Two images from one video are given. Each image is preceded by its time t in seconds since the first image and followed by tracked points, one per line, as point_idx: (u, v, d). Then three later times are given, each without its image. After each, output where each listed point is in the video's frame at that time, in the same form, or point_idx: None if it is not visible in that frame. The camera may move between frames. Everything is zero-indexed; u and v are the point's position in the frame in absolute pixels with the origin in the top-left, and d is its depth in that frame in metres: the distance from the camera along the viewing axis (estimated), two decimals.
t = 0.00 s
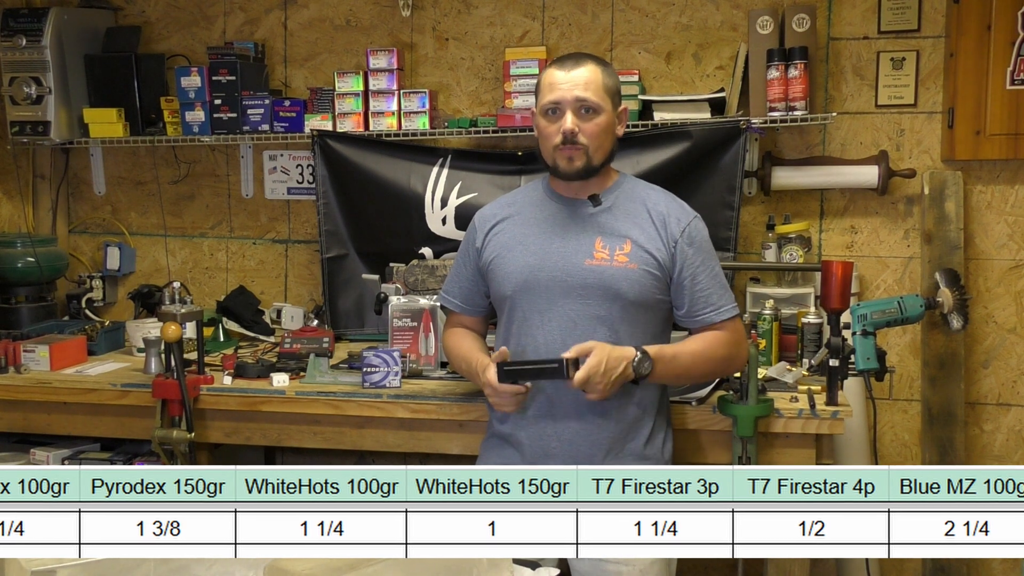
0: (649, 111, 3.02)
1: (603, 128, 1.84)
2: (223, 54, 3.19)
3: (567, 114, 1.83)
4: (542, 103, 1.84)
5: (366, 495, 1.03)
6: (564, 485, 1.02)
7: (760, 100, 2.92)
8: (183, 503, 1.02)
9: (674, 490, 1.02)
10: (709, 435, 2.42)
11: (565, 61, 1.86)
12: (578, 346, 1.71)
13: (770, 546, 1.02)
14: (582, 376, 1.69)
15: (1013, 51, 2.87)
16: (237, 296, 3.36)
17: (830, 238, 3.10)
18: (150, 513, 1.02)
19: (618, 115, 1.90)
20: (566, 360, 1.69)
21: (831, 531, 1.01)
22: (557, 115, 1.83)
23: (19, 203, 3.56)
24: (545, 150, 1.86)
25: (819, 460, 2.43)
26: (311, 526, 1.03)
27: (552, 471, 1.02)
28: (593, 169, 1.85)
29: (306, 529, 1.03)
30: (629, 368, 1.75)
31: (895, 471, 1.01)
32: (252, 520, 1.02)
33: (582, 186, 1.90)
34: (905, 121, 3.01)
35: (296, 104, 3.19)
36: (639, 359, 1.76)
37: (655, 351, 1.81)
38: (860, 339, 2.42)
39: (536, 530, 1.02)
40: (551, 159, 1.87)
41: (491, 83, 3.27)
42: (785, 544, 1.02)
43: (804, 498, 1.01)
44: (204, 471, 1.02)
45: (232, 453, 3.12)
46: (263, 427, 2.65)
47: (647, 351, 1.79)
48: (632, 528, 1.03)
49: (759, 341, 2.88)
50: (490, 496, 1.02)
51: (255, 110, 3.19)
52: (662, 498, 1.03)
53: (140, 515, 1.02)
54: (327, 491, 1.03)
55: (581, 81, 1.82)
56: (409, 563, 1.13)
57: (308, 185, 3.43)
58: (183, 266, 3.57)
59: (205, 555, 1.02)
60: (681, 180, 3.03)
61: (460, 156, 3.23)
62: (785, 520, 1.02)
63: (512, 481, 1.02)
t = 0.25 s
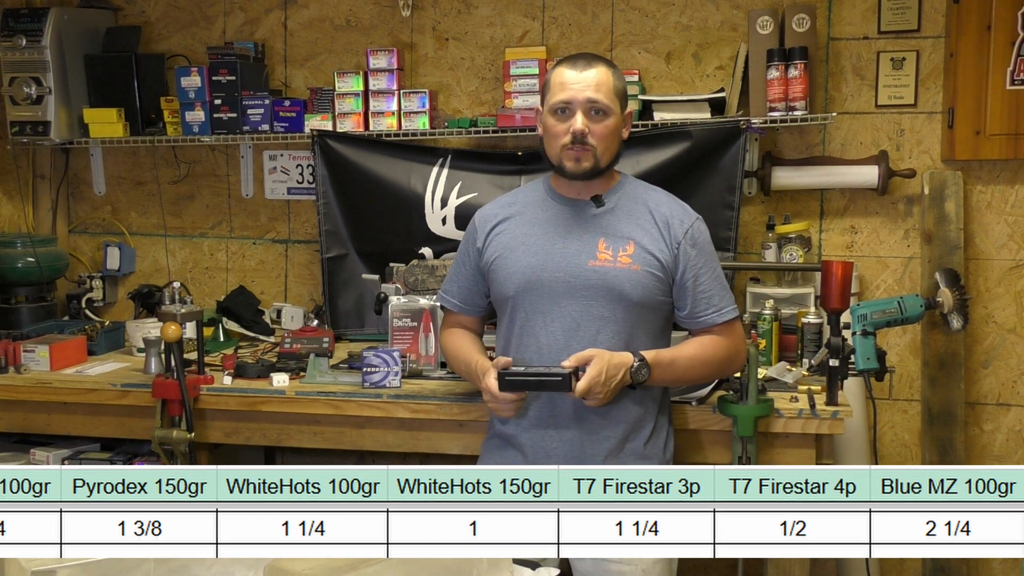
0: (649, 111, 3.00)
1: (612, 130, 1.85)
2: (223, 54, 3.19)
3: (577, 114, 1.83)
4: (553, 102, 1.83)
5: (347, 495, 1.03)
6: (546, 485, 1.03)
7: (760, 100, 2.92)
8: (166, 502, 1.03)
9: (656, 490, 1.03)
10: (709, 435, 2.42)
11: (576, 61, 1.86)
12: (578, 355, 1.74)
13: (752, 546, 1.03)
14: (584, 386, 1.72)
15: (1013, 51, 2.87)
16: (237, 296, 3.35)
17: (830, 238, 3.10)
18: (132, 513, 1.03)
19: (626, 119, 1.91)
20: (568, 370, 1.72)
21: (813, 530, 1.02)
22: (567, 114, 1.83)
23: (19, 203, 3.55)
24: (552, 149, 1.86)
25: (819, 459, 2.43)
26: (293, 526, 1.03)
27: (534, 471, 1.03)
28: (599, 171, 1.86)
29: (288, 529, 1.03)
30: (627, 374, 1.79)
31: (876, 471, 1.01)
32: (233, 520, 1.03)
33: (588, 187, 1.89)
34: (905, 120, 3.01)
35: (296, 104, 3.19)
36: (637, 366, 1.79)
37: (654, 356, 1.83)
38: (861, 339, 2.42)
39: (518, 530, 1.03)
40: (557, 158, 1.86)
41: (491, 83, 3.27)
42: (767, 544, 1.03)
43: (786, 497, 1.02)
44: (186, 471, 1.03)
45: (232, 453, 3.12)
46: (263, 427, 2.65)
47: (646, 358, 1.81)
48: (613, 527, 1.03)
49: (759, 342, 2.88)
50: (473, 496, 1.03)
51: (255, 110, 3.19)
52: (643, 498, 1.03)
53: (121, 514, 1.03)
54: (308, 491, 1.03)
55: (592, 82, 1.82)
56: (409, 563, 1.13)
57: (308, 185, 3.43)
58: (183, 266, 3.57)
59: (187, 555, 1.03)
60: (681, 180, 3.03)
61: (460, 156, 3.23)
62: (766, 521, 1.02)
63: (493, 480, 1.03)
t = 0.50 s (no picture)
0: (649, 111, 3.00)
1: (613, 129, 1.85)
2: (223, 54, 3.19)
3: (578, 113, 1.83)
4: (554, 101, 1.84)
5: (329, 494, 1.03)
6: (527, 484, 1.03)
7: (760, 100, 2.92)
8: (147, 502, 1.02)
9: (638, 490, 1.03)
10: (709, 435, 2.42)
11: (577, 60, 1.87)
12: (579, 355, 1.74)
13: (732, 546, 1.03)
14: (586, 383, 1.71)
15: (1013, 51, 2.87)
16: (237, 295, 3.35)
17: (831, 238, 3.10)
18: (113, 513, 1.02)
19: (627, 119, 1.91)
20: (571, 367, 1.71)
21: (794, 530, 1.02)
22: (568, 113, 1.84)
23: (19, 203, 3.56)
24: (553, 147, 1.86)
25: (819, 459, 2.43)
26: (274, 526, 1.02)
27: (515, 471, 1.03)
28: (601, 169, 1.86)
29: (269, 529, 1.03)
30: (632, 372, 1.78)
31: (858, 472, 1.01)
32: (215, 520, 1.02)
33: (589, 186, 1.89)
34: (905, 120, 3.01)
35: (296, 104, 3.19)
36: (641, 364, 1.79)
37: (656, 354, 1.82)
38: (861, 339, 2.42)
39: (499, 530, 1.02)
40: (558, 156, 1.86)
41: (491, 83, 3.27)
42: (748, 544, 1.03)
43: (768, 497, 1.02)
44: (167, 471, 1.02)
45: (231, 453, 3.12)
46: (263, 427, 2.65)
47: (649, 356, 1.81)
48: (595, 527, 1.03)
49: (759, 342, 2.88)
50: (454, 495, 1.03)
51: (255, 110, 3.19)
52: (624, 498, 1.03)
53: (103, 514, 1.02)
54: (289, 491, 1.03)
55: (593, 80, 1.83)
56: (409, 563, 1.14)
57: (308, 185, 3.43)
58: (183, 266, 3.57)
59: (168, 554, 1.03)
60: (682, 180, 3.03)
61: (460, 156, 3.23)
62: (747, 521, 1.02)
63: (474, 480, 1.02)
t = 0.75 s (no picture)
0: (649, 111, 3.01)
1: (607, 130, 1.84)
2: (223, 54, 3.19)
3: (572, 114, 1.83)
4: (548, 102, 1.84)
5: (310, 494, 1.02)
6: (508, 484, 1.02)
7: (760, 100, 2.92)
8: (128, 502, 1.02)
9: (618, 490, 1.03)
10: (709, 435, 2.42)
11: (572, 61, 1.86)
12: (578, 357, 1.74)
13: (713, 546, 1.02)
14: (586, 386, 1.71)
15: (1013, 51, 2.87)
16: (237, 295, 3.35)
17: (831, 238, 3.10)
18: (95, 513, 1.02)
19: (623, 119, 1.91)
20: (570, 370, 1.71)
21: (776, 530, 1.02)
22: (563, 115, 1.83)
23: (19, 203, 3.56)
24: (549, 149, 1.86)
25: (819, 459, 2.43)
26: (255, 526, 1.02)
27: (496, 471, 1.02)
28: (596, 170, 1.86)
29: (250, 529, 1.02)
30: (633, 372, 1.78)
31: (839, 472, 1.01)
32: (195, 520, 1.02)
33: (587, 188, 1.89)
34: (905, 121, 3.01)
35: (296, 104, 3.19)
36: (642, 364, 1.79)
37: (657, 354, 1.82)
38: (861, 339, 2.42)
39: (480, 530, 1.02)
40: (554, 157, 1.86)
41: (491, 83, 3.27)
42: (730, 544, 1.02)
43: (749, 497, 1.02)
44: (149, 471, 1.02)
45: (231, 453, 3.12)
46: (263, 427, 2.65)
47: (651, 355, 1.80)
48: (576, 527, 1.03)
49: (759, 342, 2.88)
50: (435, 495, 1.03)
51: (255, 110, 3.19)
52: (605, 498, 1.03)
53: (84, 514, 1.02)
54: (270, 491, 1.02)
55: (587, 81, 1.82)
56: (410, 564, 1.13)
57: (308, 185, 3.43)
58: (183, 266, 3.57)
59: (149, 554, 1.03)
60: (682, 180, 3.03)
61: (460, 156, 3.23)
62: (728, 521, 1.02)
63: (456, 480, 1.02)
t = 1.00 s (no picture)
0: (649, 110, 3.02)
1: (594, 133, 1.82)
2: (223, 54, 3.19)
3: (556, 120, 1.81)
4: (532, 109, 1.81)
5: (291, 494, 1.02)
6: (489, 484, 1.02)
7: (760, 100, 2.92)
8: (110, 502, 1.01)
9: (599, 490, 1.02)
10: (710, 435, 2.42)
11: (554, 64, 1.83)
12: (574, 366, 1.74)
13: (695, 546, 1.02)
14: (582, 397, 1.72)
15: (1013, 51, 2.88)
16: (237, 296, 3.35)
17: (831, 238, 3.11)
18: (76, 512, 1.01)
19: (611, 117, 1.87)
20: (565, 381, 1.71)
21: (757, 530, 1.01)
22: (547, 121, 1.81)
23: (19, 203, 3.56)
24: (537, 156, 1.84)
25: (819, 459, 2.44)
26: (236, 526, 1.02)
27: (477, 470, 1.02)
28: (584, 174, 1.84)
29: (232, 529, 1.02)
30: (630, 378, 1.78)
31: (820, 471, 1.00)
32: (177, 520, 1.01)
33: (580, 193, 1.88)
34: (905, 121, 3.02)
35: (296, 104, 3.19)
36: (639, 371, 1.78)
37: (655, 359, 1.81)
38: (861, 339, 2.42)
39: (461, 529, 1.02)
40: (542, 164, 1.85)
41: (491, 83, 3.27)
42: (712, 544, 1.02)
43: (730, 497, 1.01)
44: (131, 471, 1.01)
45: (231, 453, 3.12)
46: (263, 427, 2.65)
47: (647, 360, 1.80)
48: (558, 527, 1.02)
49: (759, 342, 2.88)
50: (417, 495, 1.02)
51: (255, 110, 3.19)
52: (586, 498, 1.02)
53: (66, 514, 1.01)
54: (252, 491, 1.02)
55: (569, 86, 1.79)
56: (411, 564, 1.13)
57: (308, 185, 3.43)
58: (183, 266, 3.57)
59: (130, 554, 1.02)
60: (682, 180, 3.04)
61: (460, 156, 3.23)
62: (710, 520, 1.01)
63: (437, 480, 1.02)
